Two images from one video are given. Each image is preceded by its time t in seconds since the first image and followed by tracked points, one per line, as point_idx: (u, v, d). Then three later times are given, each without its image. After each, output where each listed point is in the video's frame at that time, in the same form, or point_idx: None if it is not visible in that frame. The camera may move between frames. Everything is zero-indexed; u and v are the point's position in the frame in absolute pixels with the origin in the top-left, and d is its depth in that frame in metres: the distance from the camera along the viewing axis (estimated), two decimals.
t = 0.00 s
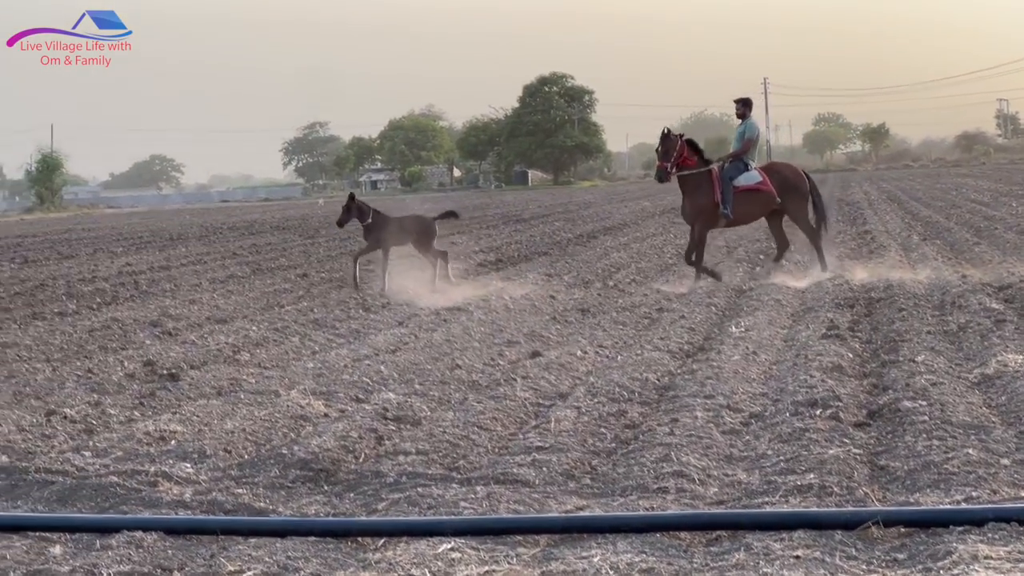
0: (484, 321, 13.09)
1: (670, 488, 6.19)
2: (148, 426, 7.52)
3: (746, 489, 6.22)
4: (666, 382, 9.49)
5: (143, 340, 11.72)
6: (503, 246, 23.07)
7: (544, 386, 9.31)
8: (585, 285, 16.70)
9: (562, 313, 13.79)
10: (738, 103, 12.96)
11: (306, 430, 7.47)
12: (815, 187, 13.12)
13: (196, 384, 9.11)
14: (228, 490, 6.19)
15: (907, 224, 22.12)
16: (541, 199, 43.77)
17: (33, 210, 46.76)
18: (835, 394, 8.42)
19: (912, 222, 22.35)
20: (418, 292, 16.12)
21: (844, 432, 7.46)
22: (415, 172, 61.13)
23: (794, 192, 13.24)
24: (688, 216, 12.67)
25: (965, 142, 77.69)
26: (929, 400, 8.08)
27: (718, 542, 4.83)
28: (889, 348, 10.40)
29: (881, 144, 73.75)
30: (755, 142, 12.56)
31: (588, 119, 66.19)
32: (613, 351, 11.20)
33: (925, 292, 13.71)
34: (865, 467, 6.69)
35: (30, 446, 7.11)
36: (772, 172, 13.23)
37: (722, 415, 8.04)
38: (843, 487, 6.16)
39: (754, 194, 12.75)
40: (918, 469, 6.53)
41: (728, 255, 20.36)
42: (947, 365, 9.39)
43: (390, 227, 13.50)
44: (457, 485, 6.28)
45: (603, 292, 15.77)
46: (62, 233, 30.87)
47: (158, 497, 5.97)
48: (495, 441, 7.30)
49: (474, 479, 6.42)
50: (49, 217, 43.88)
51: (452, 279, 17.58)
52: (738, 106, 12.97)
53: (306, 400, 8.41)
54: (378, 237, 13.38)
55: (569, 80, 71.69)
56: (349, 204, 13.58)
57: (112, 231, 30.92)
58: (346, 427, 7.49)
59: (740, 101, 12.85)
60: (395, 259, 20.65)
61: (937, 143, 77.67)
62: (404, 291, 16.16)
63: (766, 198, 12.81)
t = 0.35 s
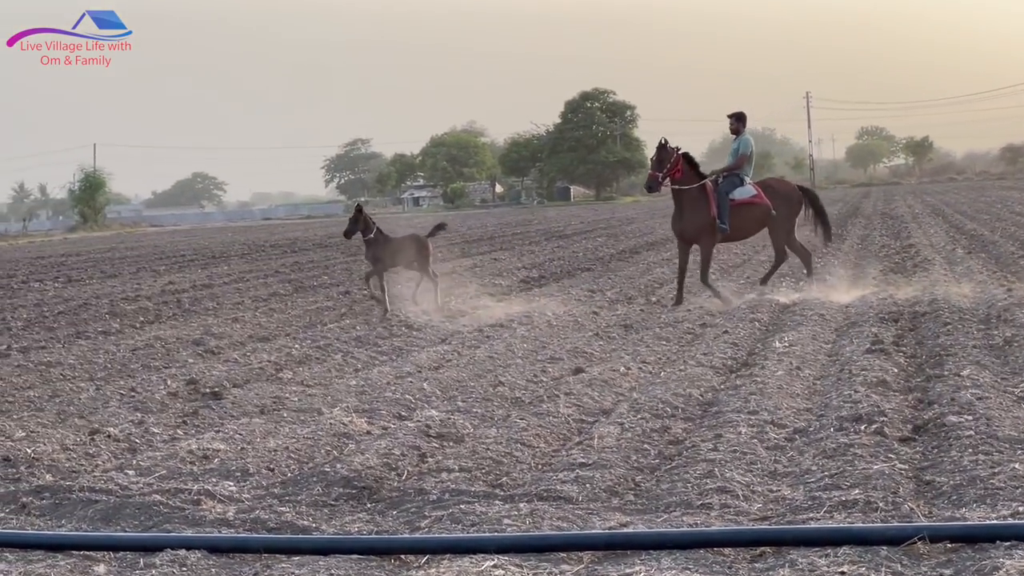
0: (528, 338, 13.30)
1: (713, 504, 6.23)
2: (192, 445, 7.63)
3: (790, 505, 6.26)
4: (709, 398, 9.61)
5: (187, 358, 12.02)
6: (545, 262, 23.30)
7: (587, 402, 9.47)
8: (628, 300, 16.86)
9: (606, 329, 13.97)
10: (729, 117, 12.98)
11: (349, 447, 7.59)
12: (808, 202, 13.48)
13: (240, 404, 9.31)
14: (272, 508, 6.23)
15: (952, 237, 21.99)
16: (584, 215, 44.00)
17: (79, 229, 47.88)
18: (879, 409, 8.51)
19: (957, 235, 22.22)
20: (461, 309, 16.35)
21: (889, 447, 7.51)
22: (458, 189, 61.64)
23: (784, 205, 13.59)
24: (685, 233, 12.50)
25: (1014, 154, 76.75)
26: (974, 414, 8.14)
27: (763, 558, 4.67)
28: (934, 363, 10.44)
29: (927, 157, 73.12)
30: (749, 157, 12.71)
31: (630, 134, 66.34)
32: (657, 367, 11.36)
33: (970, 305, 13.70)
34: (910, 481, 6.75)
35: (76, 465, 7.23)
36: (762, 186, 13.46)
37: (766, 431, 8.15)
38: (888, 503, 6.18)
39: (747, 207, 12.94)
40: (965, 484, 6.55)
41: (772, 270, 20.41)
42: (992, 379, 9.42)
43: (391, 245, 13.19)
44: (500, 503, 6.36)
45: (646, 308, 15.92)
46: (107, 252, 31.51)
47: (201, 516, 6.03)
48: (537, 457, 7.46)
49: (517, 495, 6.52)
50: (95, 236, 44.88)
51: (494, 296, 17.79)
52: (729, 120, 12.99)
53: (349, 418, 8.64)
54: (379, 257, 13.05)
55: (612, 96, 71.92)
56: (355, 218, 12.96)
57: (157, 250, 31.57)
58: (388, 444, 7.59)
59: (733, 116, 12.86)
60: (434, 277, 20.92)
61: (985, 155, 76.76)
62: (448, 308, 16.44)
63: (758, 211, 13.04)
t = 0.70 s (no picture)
0: (572, 343, 13.64)
1: (758, 509, 6.44)
2: (237, 450, 7.95)
3: (834, 511, 6.42)
4: (753, 403, 9.85)
5: (232, 364, 12.46)
6: (588, 267, 23.61)
7: (632, 407, 9.75)
8: (671, 305, 17.14)
9: (649, 334, 14.26)
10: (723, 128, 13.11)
11: (393, 451, 7.95)
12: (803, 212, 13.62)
13: (284, 409, 9.69)
14: (317, 513, 6.45)
15: (999, 242, 21.94)
16: (626, 220, 44.25)
17: (125, 235, 48.92)
18: (924, 414, 8.70)
19: (1004, 239, 22.17)
20: (505, 314, 16.73)
21: (934, 453, 7.69)
22: (501, 194, 62.16)
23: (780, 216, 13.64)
24: (675, 243, 12.73)
25: None
26: (1020, 419, 8.29)
27: (808, 563, 4.73)
28: (979, 369, 10.54)
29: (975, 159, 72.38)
30: (742, 169, 12.80)
31: (673, 139, 66.38)
32: (700, 372, 11.60)
33: (1015, 310, 13.78)
34: (955, 486, 6.91)
35: (120, 469, 7.54)
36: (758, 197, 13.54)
37: (810, 436, 8.37)
38: (933, 509, 6.28)
39: (741, 219, 12.99)
40: (1009, 489, 6.68)
41: (815, 274, 20.56)
42: None
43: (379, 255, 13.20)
44: (544, 507, 6.62)
45: (689, 312, 16.19)
46: (154, 258, 32.27)
47: (245, 522, 6.22)
48: (581, 462, 7.77)
49: (562, 501, 6.78)
50: (143, 242, 45.86)
51: (536, 302, 18.11)
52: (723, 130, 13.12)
53: (394, 423, 9.00)
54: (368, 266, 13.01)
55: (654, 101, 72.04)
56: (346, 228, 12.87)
57: (203, 256, 32.30)
58: (433, 450, 7.92)
59: (726, 126, 12.99)
60: (477, 283, 21.34)
61: None
62: (491, 313, 16.81)
63: (751, 222, 13.07)
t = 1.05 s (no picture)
0: (622, 343, 13.96)
1: (810, 509, 6.67)
2: (289, 450, 8.35)
3: (888, 511, 6.64)
4: (803, 403, 10.10)
5: (283, 365, 12.97)
6: (637, 268, 23.91)
7: (683, 407, 10.04)
8: (721, 305, 17.39)
9: (700, 334, 14.51)
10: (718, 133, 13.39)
11: (444, 452, 8.34)
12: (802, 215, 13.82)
13: (335, 409, 10.13)
14: (368, 513, 6.76)
15: None
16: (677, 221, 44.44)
17: (176, 237, 50.04)
18: (975, 414, 8.88)
19: None
20: (555, 314, 17.12)
21: (986, 453, 7.89)
22: (550, 195, 62.57)
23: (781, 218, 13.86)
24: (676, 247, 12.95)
25: None
26: None
27: (860, 564, 4.79)
28: None
29: None
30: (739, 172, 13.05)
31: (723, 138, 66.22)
32: (751, 372, 11.84)
33: None
34: (1009, 487, 7.09)
35: (173, 469, 7.83)
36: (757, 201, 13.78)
37: (862, 436, 8.60)
38: (986, 509, 6.43)
39: (740, 222, 13.21)
40: None
41: (864, 275, 20.65)
42: None
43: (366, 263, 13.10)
44: (596, 507, 6.94)
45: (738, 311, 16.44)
46: (205, 259, 33.13)
47: (297, 521, 6.51)
48: (633, 462, 8.10)
49: (613, 500, 7.09)
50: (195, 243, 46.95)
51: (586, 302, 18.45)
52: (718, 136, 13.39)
53: (445, 423, 9.40)
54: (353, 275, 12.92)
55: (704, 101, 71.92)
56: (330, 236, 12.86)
57: (255, 256, 33.10)
58: (485, 450, 8.32)
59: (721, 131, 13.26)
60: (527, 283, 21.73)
61: None
62: (541, 313, 17.18)
63: (751, 225, 13.28)
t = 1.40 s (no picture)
0: (674, 342, 14.21)
1: (865, 509, 6.89)
2: (342, 450, 8.75)
3: (945, 512, 6.83)
4: (858, 403, 10.27)
5: (337, 365, 13.42)
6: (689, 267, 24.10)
7: (736, 407, 10.28)
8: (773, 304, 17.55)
9: (753, 333, 14.67)
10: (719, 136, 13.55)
11: (498, 451, 8.69)
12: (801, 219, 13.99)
13: (387, 409, 10.53)
14: (422, 513, 7.13)
15: None
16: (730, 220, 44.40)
17: (228, 237, 51.02)
18: None
19: None
20: (607, 314, 17.41)
21: None
22: (602, 195, 62.71)
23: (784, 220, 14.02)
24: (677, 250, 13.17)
25: None
26: None
27: (915, 565, 4.97)
28: None
29: None
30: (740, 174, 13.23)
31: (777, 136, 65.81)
32: (805, 371, 12.03)
33: None
34: None
35: (226, 469, 8.26)
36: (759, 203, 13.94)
37: (918, 436, 8.78)
38: None
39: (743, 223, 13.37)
40: None
41: (919, 274, 20.61)
42: None
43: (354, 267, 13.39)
44: (649, 506, 7.22)
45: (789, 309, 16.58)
46: (258, 260, 33.85)
47: (351, 521, 6.87)
48: (686, 462, 8.37)
49: (667, 500, 7.36)
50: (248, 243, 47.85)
51: (638, 302, 18.70)
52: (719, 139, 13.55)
53: (498, 423, 9.75)
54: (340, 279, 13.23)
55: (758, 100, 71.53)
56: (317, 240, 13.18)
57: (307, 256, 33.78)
58: (539, 450, 8.64)
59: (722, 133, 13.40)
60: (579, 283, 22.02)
61: None
62: (592, 313, 17.47)
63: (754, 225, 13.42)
